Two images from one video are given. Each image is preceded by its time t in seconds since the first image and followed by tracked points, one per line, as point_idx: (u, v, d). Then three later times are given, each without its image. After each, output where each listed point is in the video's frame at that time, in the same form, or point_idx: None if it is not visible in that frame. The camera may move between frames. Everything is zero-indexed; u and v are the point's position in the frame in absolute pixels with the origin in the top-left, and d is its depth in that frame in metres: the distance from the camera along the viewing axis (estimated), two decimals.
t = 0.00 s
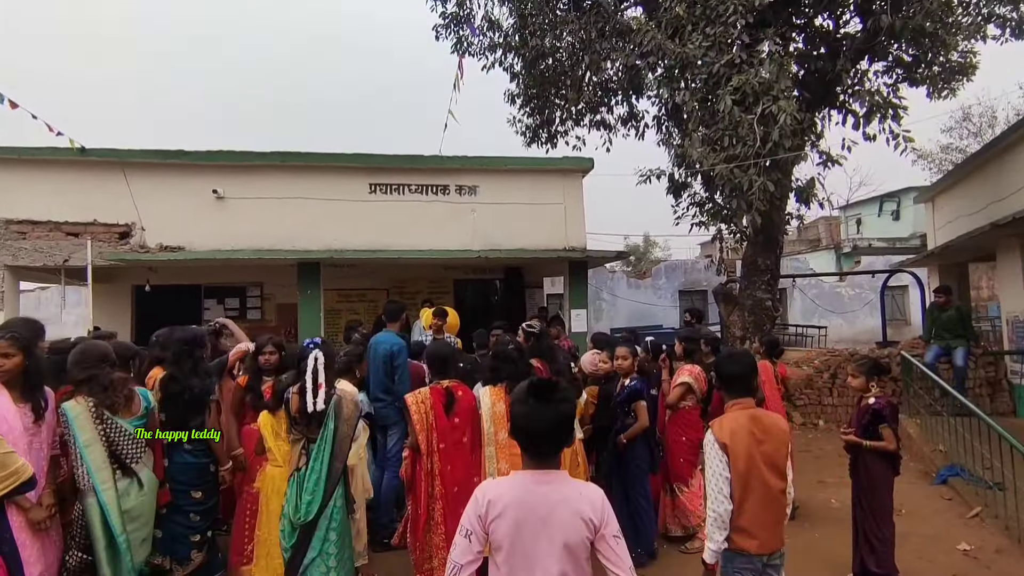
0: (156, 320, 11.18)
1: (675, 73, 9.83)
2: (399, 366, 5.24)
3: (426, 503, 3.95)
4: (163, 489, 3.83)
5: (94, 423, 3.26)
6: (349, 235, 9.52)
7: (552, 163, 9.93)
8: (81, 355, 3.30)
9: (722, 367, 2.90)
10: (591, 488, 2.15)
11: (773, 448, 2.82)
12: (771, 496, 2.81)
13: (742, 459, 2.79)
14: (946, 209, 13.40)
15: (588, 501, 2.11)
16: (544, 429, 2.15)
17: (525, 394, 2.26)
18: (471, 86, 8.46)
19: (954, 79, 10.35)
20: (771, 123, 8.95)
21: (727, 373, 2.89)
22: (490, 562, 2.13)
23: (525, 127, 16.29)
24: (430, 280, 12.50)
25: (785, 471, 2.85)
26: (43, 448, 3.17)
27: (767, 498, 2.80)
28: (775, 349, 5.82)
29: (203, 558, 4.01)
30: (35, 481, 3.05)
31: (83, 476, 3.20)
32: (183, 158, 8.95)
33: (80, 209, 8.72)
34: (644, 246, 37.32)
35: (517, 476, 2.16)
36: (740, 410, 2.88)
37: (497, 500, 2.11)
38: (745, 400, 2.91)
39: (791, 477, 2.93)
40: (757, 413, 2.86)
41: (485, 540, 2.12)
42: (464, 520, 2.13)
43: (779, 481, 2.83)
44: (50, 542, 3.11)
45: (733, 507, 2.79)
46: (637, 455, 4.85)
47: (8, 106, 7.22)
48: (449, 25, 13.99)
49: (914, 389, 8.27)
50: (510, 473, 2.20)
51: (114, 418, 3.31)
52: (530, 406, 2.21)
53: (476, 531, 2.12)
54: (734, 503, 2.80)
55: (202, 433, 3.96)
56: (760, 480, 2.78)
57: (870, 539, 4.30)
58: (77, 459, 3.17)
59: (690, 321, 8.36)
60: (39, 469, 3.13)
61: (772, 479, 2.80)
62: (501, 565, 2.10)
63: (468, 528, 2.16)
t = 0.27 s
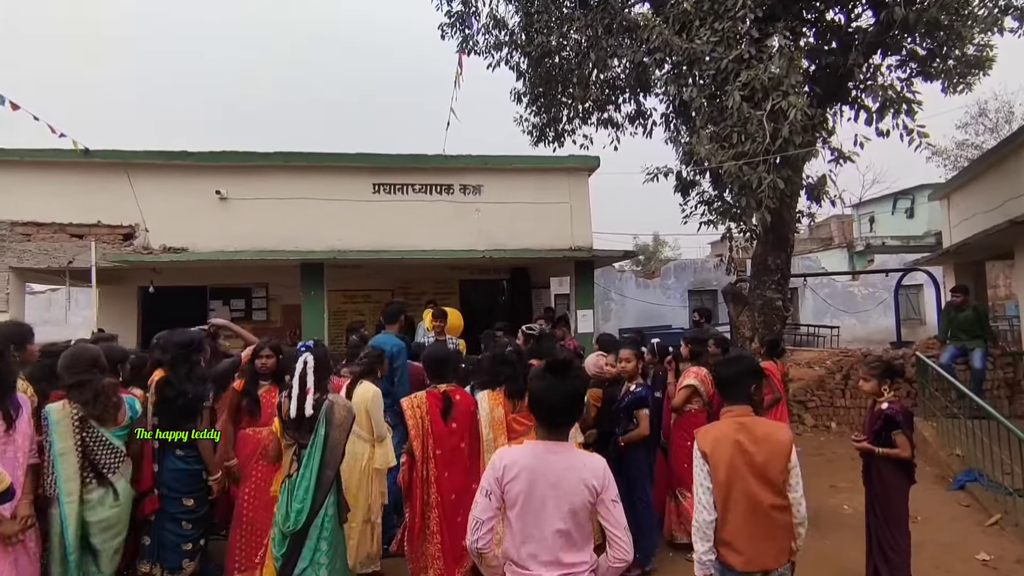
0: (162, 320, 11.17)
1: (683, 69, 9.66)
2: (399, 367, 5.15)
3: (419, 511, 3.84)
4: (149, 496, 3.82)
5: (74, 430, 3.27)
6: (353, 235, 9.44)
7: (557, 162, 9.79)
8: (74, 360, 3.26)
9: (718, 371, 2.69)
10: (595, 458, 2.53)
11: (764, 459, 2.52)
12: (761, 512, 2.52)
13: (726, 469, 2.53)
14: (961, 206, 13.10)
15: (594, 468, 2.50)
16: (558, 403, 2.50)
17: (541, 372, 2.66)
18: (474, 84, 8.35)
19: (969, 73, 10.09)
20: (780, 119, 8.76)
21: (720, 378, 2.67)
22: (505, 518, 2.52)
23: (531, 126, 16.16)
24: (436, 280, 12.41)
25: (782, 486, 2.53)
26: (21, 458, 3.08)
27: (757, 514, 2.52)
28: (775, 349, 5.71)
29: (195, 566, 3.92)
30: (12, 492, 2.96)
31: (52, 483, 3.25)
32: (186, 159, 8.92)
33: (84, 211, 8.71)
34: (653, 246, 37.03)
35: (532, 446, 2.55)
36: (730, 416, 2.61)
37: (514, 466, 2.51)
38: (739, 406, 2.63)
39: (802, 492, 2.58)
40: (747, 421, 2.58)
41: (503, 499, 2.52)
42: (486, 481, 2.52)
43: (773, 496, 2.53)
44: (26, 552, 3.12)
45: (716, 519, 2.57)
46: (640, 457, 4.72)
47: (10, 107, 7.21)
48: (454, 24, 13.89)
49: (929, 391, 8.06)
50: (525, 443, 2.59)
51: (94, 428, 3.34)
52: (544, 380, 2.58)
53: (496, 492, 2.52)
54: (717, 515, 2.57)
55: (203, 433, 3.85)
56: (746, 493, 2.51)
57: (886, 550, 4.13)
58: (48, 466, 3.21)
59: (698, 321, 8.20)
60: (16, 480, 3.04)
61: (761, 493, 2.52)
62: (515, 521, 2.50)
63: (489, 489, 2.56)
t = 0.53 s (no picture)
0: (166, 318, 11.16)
1: (689, 62, 9.49)
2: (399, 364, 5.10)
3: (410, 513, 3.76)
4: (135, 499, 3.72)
5: (37, 434, 3.20)
6: (355, 232, 9.36)
7: (561, 157, 9.66)
8: (52, 357, 3.23)
9: (713, 372, 2.59)
10: (586, 446, 2.68)
11: (755, 463, 2.38)
12: (752, 522, 2.38)
13: (712, 475, 2.42)
14: (976, 200, 12.82)
15: (585, 454, 2.66)
16: (550, 395, 2.65)
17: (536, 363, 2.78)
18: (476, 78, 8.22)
19: (985, 63, 9.82)
20: (789, 111, 8.57)
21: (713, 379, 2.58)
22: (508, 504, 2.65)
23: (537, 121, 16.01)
24: (440, 277, 12.32)
25: (774, 494, 2.38)
26: None
27: (747, 523, 2.39)
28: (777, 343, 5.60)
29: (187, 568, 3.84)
30: None
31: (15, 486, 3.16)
32: (188, 156, 8.87)
33: (86, 208, 8.68)
34: (662, 242, 36.74)
35: (528, 436, 2.68)
36: (720, 418, 2.51)
37: (514, 455, 2.63)
38: (732, 408, 2.51)
39: (802, 499, 2.39)
40: (740, 424, 2.45)
41: (505, 487, 2.64)
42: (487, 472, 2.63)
43: (763, 505, 2.39)
44: None
45: (704, 525, 2.49)
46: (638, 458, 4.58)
47: (9, 104, 7.17)
48: (458, 18, 13.76)
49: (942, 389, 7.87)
50: (522, 435, 2.71)
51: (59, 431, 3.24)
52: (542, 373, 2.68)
53: (497, 481, 2.63)
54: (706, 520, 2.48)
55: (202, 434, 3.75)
56: (734, 500, 2.40)
57: (898, 555, 3.99)
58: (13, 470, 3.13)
59: (705, 317, 8.06)
60: None
61: (752, 500, 2.38)
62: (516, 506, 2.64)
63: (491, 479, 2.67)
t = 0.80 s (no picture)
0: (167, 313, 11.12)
1: (694, 52, 9.32)
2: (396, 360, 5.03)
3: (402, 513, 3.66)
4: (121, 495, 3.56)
5: None
6: (355, 226, 9.27)
7: (563, 149, 9.52)
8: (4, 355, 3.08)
9: (710, 368, 2.46)
10: (572, 430, 2.82)
11: (752, 465, 2.26)
12: (748, 527, 2.26)
13: (705, 477, 2.31)
14: (987, 192, 12.59)
15: (572, 436, 2.78)
16: (537, 384, 2.76)
17: (521, 357, 2.93)
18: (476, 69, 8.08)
19: (998, 52, 9.59)
20: (796, 101, 8.38)
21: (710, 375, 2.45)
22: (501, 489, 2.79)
23: (541, 114, 15.85)
24: (443, 272, 12.21)
25: (772, 498, 2.25)
26: None
27: (743, 528, 2.27)
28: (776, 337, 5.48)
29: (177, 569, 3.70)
30: None
31: None
32: (186, 149, 8.79)
33: (84, 202, 8.62)
34: (668, 236, 36.52)
35: (518, 424, 2.81)
36: (716, 417, 2.39)
37: (503, 442, 2.76)
38: (728, 405, 2.39)
39: (800, 502, 2.27)
40: (736, 424, 2.33)
41: (498, 473, 2.77)
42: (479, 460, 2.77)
43: (760, 508, 2.26)
44: None
45: (699, 529, 2.40)
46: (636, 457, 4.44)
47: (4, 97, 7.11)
48: (460, 10, 13.61)
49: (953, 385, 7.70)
50: (512, 423, 2.84)
51: (0, 434, 3.04)
52: (527, 364, 2.81)
53: (489, 468, 2.76)
54: (703, 524, 2.37)
55: (202, 434, 3.58)
56: (729, 502, 2.28)
57: (904, 554, 3.86)
58: None
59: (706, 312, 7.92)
60: None
61: (749, 504, 2.26)
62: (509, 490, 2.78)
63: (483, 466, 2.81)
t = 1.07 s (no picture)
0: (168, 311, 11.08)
1: (699, 46, 9.17)
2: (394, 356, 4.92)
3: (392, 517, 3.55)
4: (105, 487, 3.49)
5: None
6: (355, 223, 9.18)
7: (565, 145, 9.39)
8: None
9: (707, 368, 2.34)
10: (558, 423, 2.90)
11: (753, 471, 2.13)
12: (750, 537, 2.13)
13: (704, 485, 2.18)
14: (998, 189, 12.36)
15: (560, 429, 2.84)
16: (526, 375, 2.76)
17: (512, 351, 2.90)
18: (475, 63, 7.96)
19: (1011, 44, 9.36)
20: (802, 95, 8.21)
21: (707, 377, 2.33)
22: (500, 483, 2.71)
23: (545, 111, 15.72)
24: (445, 270, 12.11)
25: (775, 505, 2.13)
26: None
27: (745, 539, 2.14)
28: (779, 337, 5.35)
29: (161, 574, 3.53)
30: None
31: None
32: (184, 145, 8.73)
33: (82, 199, 8.57)
34: (674, 235, 36.29)
35: (512, 417, 2.79)
36: (714, 420, 2.26)
37: (504, 434, 2.72)
38: (725, 408, 2.27)
39: (804, 509, 2.16)
40: (734, 427, 2.20)
41: (498, 466, 2.70)
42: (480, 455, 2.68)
43: (761, 516, 2.13)
44: None
45: (699, 542, 2.25)
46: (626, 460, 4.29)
47: None
48: (462, 7, 13.51)
49: (963, 384, 7.52)
50: (504, 418, 2.80)
51: None
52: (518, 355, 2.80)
53: (489, 461, 2.68)
54: (702, 536, 2.24)
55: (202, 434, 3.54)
56: (730, 512, 2.15)
57: (917, 560, 3.71)
58: None
59: (709, 310, 7.78)
60: None
61: (749, 512, 2.13)
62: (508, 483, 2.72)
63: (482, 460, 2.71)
